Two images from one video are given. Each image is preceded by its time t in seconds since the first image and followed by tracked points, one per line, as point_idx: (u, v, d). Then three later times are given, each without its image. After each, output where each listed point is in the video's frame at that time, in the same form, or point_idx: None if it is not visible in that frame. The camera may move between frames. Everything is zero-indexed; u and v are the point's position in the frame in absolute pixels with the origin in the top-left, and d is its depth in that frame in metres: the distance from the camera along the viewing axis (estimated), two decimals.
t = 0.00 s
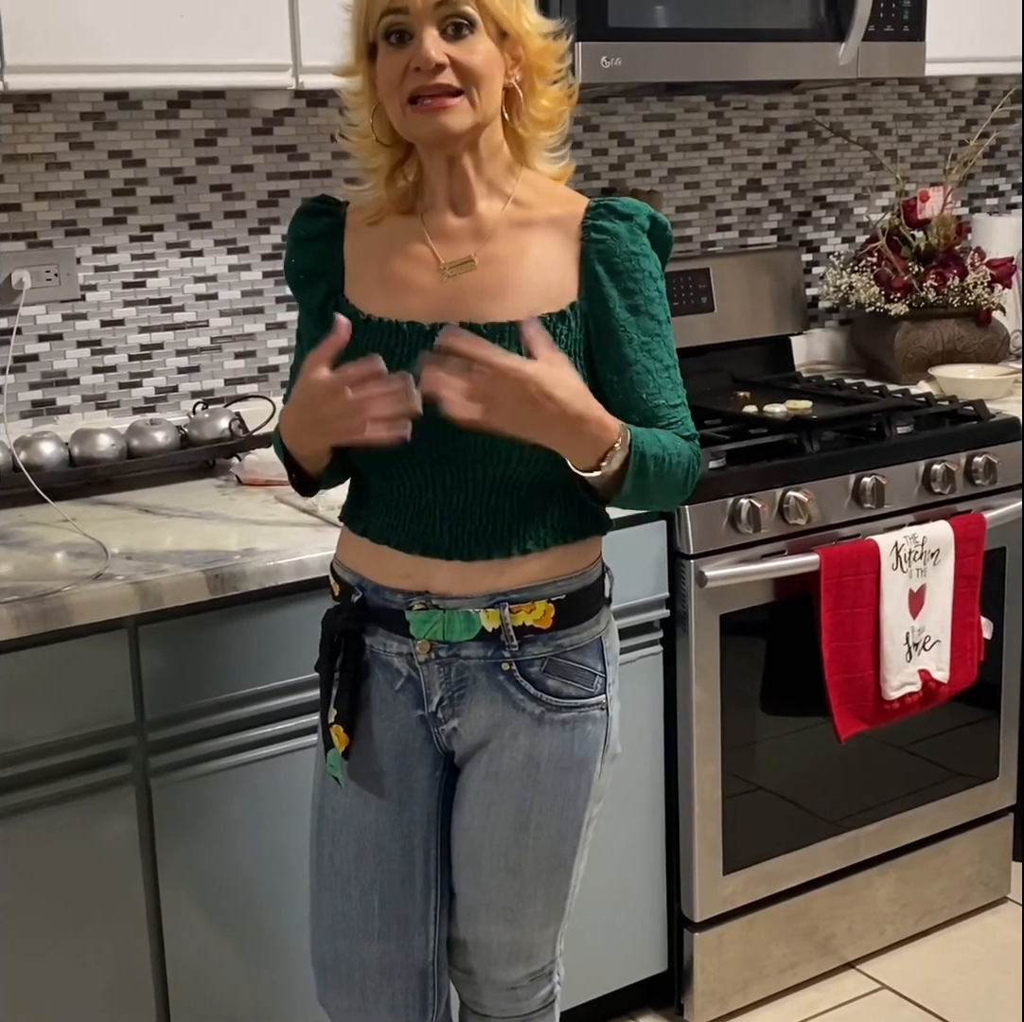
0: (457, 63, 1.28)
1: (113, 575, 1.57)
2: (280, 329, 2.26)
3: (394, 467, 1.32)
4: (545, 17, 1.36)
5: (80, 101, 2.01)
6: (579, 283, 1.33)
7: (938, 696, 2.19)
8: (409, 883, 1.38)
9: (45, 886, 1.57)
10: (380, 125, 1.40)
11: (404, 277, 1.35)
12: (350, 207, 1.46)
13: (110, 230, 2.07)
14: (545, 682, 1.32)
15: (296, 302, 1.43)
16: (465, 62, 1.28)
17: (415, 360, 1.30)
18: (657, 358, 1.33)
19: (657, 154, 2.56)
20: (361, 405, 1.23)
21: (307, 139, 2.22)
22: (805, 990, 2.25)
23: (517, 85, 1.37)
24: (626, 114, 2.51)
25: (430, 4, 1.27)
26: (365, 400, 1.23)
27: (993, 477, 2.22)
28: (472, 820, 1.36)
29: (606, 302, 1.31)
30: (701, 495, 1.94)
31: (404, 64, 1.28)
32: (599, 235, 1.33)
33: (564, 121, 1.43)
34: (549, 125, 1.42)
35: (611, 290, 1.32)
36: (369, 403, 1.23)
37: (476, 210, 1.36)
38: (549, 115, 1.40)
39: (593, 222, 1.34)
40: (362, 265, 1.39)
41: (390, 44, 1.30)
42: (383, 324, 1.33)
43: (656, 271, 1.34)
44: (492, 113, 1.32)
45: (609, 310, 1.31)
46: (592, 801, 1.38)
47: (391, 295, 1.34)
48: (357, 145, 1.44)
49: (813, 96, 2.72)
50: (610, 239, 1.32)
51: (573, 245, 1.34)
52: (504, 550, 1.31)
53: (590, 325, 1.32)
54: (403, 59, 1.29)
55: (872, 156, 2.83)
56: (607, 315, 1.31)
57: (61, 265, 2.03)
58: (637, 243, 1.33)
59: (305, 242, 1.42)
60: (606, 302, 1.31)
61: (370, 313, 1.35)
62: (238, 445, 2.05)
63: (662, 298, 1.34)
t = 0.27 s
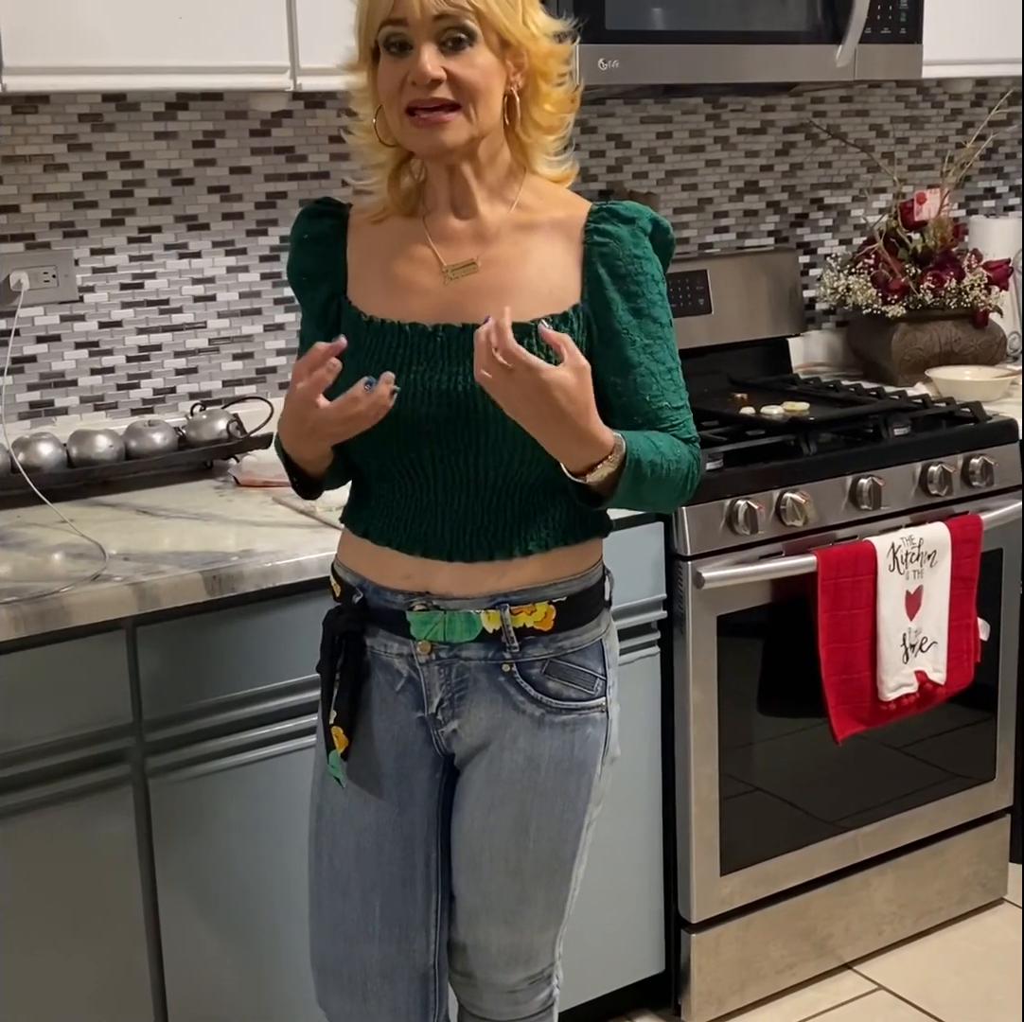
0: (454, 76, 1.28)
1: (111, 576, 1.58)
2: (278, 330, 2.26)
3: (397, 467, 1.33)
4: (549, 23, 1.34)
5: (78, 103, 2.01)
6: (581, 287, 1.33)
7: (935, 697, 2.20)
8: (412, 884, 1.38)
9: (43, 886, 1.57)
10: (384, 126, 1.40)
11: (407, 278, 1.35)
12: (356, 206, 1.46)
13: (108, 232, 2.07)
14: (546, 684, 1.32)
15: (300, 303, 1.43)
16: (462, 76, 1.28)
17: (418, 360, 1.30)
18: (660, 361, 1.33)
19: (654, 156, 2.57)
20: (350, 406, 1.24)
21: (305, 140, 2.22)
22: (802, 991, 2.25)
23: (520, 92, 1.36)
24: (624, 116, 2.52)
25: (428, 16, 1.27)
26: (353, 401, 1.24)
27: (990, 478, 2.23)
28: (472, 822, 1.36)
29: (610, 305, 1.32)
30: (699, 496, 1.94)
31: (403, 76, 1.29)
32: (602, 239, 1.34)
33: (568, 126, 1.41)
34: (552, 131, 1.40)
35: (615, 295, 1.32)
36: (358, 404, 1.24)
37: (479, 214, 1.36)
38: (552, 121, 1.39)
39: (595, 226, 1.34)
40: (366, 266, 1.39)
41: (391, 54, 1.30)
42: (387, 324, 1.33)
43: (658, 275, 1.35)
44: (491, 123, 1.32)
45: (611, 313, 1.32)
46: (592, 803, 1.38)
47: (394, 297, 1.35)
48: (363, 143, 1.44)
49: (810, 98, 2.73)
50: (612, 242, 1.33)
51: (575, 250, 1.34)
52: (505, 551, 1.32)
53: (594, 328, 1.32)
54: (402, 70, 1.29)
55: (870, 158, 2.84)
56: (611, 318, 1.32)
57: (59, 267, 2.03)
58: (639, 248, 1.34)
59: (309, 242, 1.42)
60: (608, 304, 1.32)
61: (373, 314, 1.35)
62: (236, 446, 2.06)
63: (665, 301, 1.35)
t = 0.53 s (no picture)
0: (466, 75, 1.28)
1: (111, 576, 1.58)
2: (277, 330, 2.26)
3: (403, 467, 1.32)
4: (556, 23, 1.36)
5: (78, 103, 2.01)
6: (589, 287, 1.33)
7: (933, 697, 2.20)
8: (421, 880, 1.38)
9: (43, 885, 1.57)
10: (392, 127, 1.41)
11: (414, 278, 1.35)
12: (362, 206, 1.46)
13: (108, 232, 2.08)
14: (553, 683, 1.32)
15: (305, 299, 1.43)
16: (474, 74, 1.28)
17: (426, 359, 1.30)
18: (666, 363, 1.34)
19: (654, 156, 2.57)
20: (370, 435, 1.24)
21: (305, 140, 2.22)
22: (801, 990, 2.25)
23: (528, 92, 1.37)
24: (623, 117, 2.52)
25: (439, 17, 1.27)
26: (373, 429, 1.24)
27: (988, 479, 2.23)
28: (478, 821, 1.36)
29: (615, 306, 1.32)
30: (698, 496, 1.95)
31: (414, 76, 1.29)
32: (608, 241, 1.34)
33: (575, 125, 1.42)
34: (560, 130, 1.41)
35: (620, 294, 1.33)
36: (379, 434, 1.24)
37: (486, 216, 1.36)
38: (559, 120, 1.40)
39: (602, 228, 1.35)
40: (373, 265, 1.39)
41: (401, 55, 1.31)
42: (395, 323, 1.32)
43: (664, 277, 1.36)
44: (503, 122, 1.32)
45: (617, 314, 1.32)
46: (596, 801, 1.39)
47: (401, 297, 1.35)
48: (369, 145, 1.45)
49: (809, 99, 2.73)
50: (619, 244, 1.33)
51: (582, 251, 1.34)
52: (510, 550, 1.32)
53: (599, 328, 1.33)
54: (413, 70, 1.29)
55: (868, 159, 2.84)
56: (615, 318, 1.32)
57: (59, 266, 2.04)
58: (647, 249, 1.35)
59: (315, 241, 1.42)
60: (614, 305, 1.32)
61: (380, 313, 1.35)
62: (236, 445, 2.06)
63: (670, 304, 1.35)
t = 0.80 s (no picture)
0: (479, 75, 1.28)
1: (111, 574, 1.58)
2: (277, 329, 2.27)
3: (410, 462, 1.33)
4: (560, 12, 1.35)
5: (78, 101, 2.01)
6: (597, 281, 1.34)
7: (932, 697, 2.20)
8: (431, 874, 1.38)
9: (42, 883, 1.57)
10: (398, 124, 1.41)
11: (424, 275, 1.36)
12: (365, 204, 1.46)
13: (108, 230, 2.08)
14: (556, 678, 1.32)
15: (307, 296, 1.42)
16: (486, 73, 1.28)
17: (434, 355, 1.30)
18: (666, 365, 1.32)
19: (654, 156, 2.57)
20: (397, 449, 1.24)
21: (305, 139, 2.22)
22: (800, 989, 2.25)
23: (534, 83, 1.37)
24: (623, 116, 2.52)
25: (450, 18, 1.27)
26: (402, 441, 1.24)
27: (987, 479, 2.24)
28: (482, 816, 1.36)
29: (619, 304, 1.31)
30: (697, 496, 1.95)
31: (427, 78, 1.29)
32: (618, 240, 1.34)
33: (582, 115, 1.42)
34: (567, 120, 1.41)
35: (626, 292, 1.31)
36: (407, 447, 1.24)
37: (496, 212, 1.37)
38: (566, 111, 1.40)
39: (612, 227, 1.35)
40: (379, 263, 1.39)
41: (411, 57, 1.31)
42: (402, 319, 1.33)
43: (671, 279, 1.35)
44: (513, 119, 1.33)
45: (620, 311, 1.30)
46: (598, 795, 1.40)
47: (411, 294, 1.35)
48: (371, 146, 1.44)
49: (809, 98, 2.73)
50: (628, 244, 1.34)
51: (591, 245, 1.35)
52: (515, 548, 1.32)
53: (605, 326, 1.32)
54: (424, 73, 1.29)
55: (868, 159, 2.84)
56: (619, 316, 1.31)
57: (59, 265, 2.04)
58: (656, 250, 1.35)
59: (319, 237, 1.42)
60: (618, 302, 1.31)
61: (387, 309, 1.35)
62: (235, 444, 2.06)
63: (675, 307, 1.34)
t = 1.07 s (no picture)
0: (475, 78, 1.28)
1: (112, 571, 1.58)
2: (278, 328, 2.27)
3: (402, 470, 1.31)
4: (561, 19, 1.35)
5: (80, 99, 2.01)
6: (586, 288, 1.34)
7: (931, 695, 2.20)
8: (440, 878, 1.36)
9: (42, 880, 1.57)
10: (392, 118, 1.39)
11: (412, 279, 1.34)
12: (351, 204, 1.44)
13: (110, 228, 2.08)
14: (555, 680, 1.32)
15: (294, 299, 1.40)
16: (482, 78, 1.28)
17: (426, 362, 1.29)
18: (658, 367, 1.35)
19: (654, 155, 2.57)
20: (402, 449, 1.22)
21: (306, 137, 2.23)
22: (799, 988, 2.25)
23: (531, 89, 1.37)
24: (624, 115, 2.52)
25: (451, 20, 1.27)
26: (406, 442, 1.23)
27: (987, 478, 2.24)
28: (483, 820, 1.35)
29: (612, 309, 1.33)
30: (697, 494, 1.95)
31: (424, 77, 1.28)
32: (608, 242, 1.35)
33: (577, 124, 1.42)
34: (561, 127, 1.41)
35: (617, 297, 1.34)
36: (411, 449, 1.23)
37: (484, 215, 1.36)
38: (562, 118, 1.40)
39: (601, 229, 1.36)
40: (368, 266, 1.37)
41: (408, 54, 1.29)
42: (394, 324, 1.31)
43: (661, 280, 1.37)
44: (507, 125, 1.33)
45: (616, 316, 1.33)
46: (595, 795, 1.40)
47: (400, 299, 1.33)
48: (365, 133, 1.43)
49: (810, 98, 2.73)
50: (618, 245, 1.35)
51: (580, 253, 1.35)
52: (510, 554, 1.32)
53: (597, 332, 1.34)
54: (420, 73, 1.28)
55: (869, 158, 2.84)
56: (613, 321, 1.33)
57: (60, 263, 2.04)
58: (645, 253, 1.36)
59: (308, 239, 1.40)
60: (613, 308, 1.33)
61: (377, 313, 1.33)
62: (236, 442, 2.06)
63: (666, 308, 1.37)
